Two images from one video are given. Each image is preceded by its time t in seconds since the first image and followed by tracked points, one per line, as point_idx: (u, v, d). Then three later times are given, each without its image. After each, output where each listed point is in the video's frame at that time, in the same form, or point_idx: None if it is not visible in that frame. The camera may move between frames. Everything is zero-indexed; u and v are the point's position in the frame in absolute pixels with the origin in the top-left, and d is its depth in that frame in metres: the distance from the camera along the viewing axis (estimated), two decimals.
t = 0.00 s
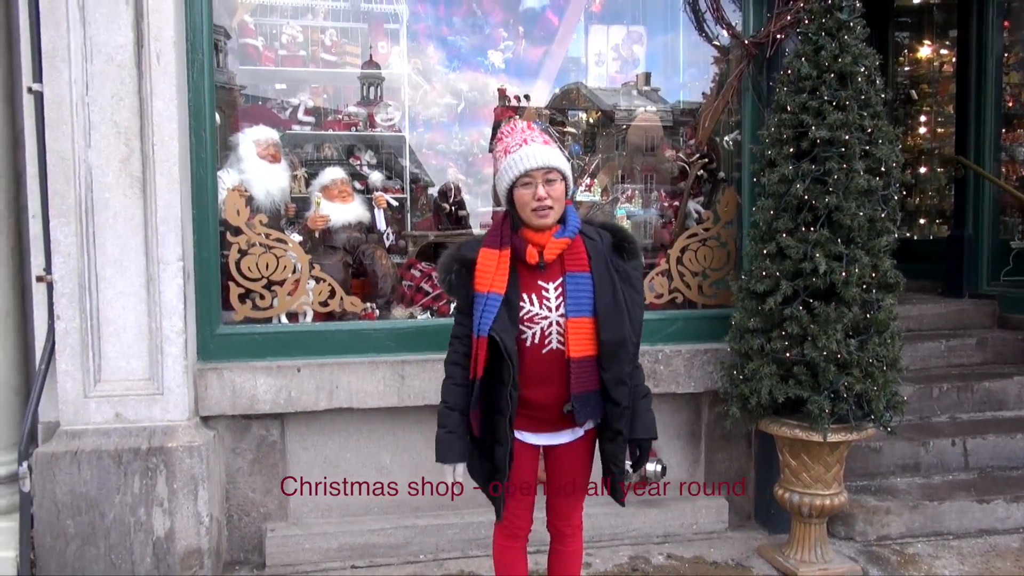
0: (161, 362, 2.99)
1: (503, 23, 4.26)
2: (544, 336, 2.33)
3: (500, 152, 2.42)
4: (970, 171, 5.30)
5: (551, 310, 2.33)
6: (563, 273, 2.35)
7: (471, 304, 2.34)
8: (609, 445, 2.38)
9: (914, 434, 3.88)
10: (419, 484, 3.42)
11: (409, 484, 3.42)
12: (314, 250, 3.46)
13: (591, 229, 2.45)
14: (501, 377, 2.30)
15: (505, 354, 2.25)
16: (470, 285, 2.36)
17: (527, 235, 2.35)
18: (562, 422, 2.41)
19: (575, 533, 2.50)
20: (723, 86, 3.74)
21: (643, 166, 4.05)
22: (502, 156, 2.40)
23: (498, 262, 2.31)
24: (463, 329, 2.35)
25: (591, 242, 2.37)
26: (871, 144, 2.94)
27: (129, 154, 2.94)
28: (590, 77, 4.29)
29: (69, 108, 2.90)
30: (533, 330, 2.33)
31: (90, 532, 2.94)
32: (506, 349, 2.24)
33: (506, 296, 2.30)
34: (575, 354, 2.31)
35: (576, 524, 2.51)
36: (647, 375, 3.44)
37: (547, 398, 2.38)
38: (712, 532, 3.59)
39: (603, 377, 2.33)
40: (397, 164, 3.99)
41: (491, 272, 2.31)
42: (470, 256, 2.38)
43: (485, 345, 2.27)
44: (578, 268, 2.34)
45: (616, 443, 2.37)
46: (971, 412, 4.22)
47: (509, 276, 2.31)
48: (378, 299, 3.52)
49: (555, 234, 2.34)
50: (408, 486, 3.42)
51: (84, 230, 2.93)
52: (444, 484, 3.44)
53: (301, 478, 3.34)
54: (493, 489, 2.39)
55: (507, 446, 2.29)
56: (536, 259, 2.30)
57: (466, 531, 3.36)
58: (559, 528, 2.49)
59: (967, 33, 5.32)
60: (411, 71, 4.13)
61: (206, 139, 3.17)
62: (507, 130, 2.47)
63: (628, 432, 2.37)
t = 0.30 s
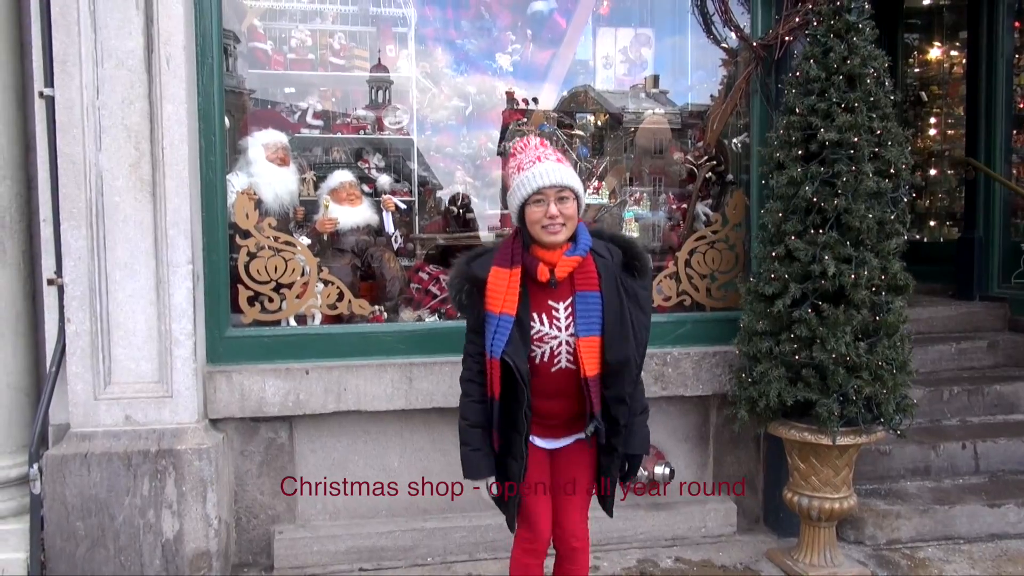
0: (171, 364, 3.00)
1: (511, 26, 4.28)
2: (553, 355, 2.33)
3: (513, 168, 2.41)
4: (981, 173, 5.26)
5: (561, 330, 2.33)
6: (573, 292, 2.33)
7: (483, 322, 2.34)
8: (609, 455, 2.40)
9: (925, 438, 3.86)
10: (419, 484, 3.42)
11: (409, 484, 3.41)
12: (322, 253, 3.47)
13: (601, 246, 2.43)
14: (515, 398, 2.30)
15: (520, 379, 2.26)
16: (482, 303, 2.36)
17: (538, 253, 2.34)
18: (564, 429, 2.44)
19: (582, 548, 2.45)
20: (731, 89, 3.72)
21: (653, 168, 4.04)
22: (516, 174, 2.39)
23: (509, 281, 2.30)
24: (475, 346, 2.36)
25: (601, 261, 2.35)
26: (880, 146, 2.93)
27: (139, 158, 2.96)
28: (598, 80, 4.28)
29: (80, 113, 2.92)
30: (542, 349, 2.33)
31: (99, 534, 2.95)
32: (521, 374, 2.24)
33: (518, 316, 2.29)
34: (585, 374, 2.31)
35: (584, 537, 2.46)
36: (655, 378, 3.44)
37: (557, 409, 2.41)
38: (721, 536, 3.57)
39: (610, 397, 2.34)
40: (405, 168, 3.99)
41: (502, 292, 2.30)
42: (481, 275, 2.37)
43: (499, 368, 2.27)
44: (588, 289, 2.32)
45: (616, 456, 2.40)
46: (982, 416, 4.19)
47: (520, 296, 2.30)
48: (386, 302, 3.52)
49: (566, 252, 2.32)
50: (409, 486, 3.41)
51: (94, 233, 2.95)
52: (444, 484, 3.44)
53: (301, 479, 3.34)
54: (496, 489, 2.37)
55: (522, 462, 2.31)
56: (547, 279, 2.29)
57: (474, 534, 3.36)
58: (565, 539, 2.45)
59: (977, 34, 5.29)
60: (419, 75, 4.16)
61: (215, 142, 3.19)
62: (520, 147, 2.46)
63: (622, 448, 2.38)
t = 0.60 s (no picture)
0: (166, 369, 3.00)
1: (507, 30, 4.29)
2: (551, 347, 2.27)
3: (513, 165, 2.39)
4: (975, 176, 5.29)
5: (559, 321, 2.27)
6: (572, 285, 2.29)
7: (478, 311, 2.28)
8: (615, 462, 2.29)
9: (920, 440, 3.87)
10: (419, 484, 3.42)
11: (409, 484, 3.41)
12: (318, 258, 3.47)
13: (599, 246, 2.40)
14: (513, 386, 2.22)
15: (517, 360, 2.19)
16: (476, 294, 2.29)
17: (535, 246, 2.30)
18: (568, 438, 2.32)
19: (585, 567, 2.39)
20: (727, 93, 3.73)
21: (648, 173, 4.05)
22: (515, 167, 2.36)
23: (507, 271, 2.26)
24: (471, 336, 2.29)
25: (600, 259, 2.33)
26: (875, 149, 2.95)
27: (135, 163, 2.96)
28: (594, 85, 4.31)
29: (76, 117, 2.91)
30: (540, 341, 2.27)
31: (94, 540, 2.94)
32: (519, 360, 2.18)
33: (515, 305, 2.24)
34: (584, 367, 2.24)
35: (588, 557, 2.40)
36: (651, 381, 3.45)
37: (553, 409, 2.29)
38: (717, 539, 3.57)
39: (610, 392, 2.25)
40: (402, 172, 4.01)
41: (498, 281, 2.25)
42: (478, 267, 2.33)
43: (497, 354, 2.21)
44: (587, 281, 2.28)
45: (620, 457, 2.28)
46: (977, 418, 4.21)
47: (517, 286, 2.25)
48: (383, 306, 3.52)
49: (563, 246, 2.29)
50: (408, 486, 3.41)
51: (90, 238, 2.94)
52: (444, 484, 3.44)
53: (301, 478, 3.33)
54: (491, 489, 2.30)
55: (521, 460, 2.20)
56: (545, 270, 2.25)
57: (470, 538, 3.36)
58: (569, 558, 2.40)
59: (972, 38, 5.31)
60: (416, 79, 4.16)
61: (211, 147, 3.19)
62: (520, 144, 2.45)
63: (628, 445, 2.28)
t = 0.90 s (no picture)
0: (152, 369, 2.98)
1: (494, 30, 4.30)
2: (542, 287, 2.36)
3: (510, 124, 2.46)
4: (958, 176, 5.35)
5: (552, 262, 2.36)
6: (564, 227, 2.39)
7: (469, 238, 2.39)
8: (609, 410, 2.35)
9: (904, 438, 3.91)
10: (419, 484, 3.42)
11: (409, 484, 3.41)
12: (305, 257, 3.46)
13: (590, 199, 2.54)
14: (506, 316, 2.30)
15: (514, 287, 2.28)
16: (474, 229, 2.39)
17: (531, 195, 2.40)
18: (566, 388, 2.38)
19: (581, 533, 2.52)
20: (713, 92, 3.76)
21: (635, 172, 4.02)
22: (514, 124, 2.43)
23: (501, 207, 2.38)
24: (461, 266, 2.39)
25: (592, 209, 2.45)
26: (860, 149, 2.97)
27: (119, 162, 2.94)
28: (581, 84, 4.29)
29: (60, 116, 2.89)
30: (532, 281, 2.35)
31: (79, 542, 2.92)
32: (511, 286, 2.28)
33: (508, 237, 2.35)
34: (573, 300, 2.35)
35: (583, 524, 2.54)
36: (639, 380, 3.46)
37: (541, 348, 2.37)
38: (704, 537, 3.59)
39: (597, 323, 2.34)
40: (389, 171, 3.99)
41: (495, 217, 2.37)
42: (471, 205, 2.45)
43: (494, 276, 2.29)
44: (577, 222, 2.41)
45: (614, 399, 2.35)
46: (961, 416, 4.26)
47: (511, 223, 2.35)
48: (370, 304, 3.51)
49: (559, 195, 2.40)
50: (408, 486, 3.41)
51: (74, 237, 2.92)
52: (444, 484, 3.44)
53: (301, 478, 3.33)
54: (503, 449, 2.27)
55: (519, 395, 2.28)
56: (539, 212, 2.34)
57: (458, 538, 3.36)
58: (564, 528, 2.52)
59: (954, 39, 5.35)
60: (402, 78, 4.16)
61: (197, 146, 3.17)
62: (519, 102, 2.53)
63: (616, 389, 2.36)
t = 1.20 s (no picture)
0: (145, 370, 2.97)
1: (488, 30, 4.31)
2: (538, 338, 2.23)
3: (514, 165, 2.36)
4: (950, 176, 5.38)
5: (546, 312, 2.24)
6: (561, 277, 2.26)
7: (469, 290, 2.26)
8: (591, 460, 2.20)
9: (897, 437, 3.93)
10: (419, 484, 3.42)
11: (409, 485, 3.42)
12: (299, 257, 3.45)
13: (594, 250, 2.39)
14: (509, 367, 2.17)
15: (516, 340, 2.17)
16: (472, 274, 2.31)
17: (530, 241, 2.29)
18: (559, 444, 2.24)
19: None
20: (707, 91, 3.76)
21: (628, 172, 4.07)
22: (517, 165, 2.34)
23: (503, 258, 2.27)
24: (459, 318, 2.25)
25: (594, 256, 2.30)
26: (853, 149, 2.99)
27: (112, 161, 2.93)
28: (575, 83, 4.34)
29: (52, 115, 2.88)
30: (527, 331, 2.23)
31: (72, 543, 2.91)
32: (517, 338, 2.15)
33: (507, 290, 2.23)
34: (567, 359, 2.20)
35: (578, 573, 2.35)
36: (633, 379, 3.46)
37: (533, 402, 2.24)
38: (698, 536, 3.60)
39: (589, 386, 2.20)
40: (383, 170, 3.98)
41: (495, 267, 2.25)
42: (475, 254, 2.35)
43: (502, 326, 2.17)
44: (575, 274, 2.26)
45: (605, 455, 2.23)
46: (953, 415, 4.28)
47: (508, 273, 2.24)
48: (364, 306, 3.51)
49: (557, 242, 2.28)
50: (409, 486, 3.41)
51: (66, 237, 2.90)
52: (444, 484, 3.44)
53: (301, 478, 3.33)
54: (491, 489, 2.19)
55: (529, 444, 2.14)
56: (535, 262, 2.23)
57: (452, 537, 3.36)
58: None
59: (948, 39, 5.39)
60: (396, 78, 4.17)
61: (190, 145, 3.16)
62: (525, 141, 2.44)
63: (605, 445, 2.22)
